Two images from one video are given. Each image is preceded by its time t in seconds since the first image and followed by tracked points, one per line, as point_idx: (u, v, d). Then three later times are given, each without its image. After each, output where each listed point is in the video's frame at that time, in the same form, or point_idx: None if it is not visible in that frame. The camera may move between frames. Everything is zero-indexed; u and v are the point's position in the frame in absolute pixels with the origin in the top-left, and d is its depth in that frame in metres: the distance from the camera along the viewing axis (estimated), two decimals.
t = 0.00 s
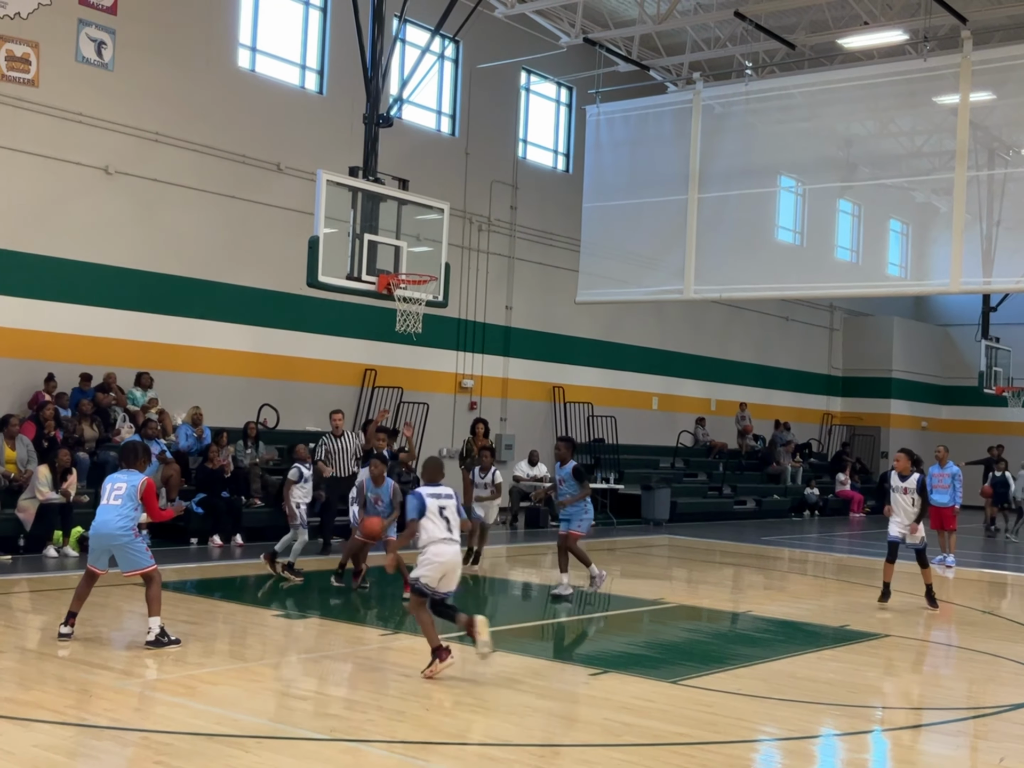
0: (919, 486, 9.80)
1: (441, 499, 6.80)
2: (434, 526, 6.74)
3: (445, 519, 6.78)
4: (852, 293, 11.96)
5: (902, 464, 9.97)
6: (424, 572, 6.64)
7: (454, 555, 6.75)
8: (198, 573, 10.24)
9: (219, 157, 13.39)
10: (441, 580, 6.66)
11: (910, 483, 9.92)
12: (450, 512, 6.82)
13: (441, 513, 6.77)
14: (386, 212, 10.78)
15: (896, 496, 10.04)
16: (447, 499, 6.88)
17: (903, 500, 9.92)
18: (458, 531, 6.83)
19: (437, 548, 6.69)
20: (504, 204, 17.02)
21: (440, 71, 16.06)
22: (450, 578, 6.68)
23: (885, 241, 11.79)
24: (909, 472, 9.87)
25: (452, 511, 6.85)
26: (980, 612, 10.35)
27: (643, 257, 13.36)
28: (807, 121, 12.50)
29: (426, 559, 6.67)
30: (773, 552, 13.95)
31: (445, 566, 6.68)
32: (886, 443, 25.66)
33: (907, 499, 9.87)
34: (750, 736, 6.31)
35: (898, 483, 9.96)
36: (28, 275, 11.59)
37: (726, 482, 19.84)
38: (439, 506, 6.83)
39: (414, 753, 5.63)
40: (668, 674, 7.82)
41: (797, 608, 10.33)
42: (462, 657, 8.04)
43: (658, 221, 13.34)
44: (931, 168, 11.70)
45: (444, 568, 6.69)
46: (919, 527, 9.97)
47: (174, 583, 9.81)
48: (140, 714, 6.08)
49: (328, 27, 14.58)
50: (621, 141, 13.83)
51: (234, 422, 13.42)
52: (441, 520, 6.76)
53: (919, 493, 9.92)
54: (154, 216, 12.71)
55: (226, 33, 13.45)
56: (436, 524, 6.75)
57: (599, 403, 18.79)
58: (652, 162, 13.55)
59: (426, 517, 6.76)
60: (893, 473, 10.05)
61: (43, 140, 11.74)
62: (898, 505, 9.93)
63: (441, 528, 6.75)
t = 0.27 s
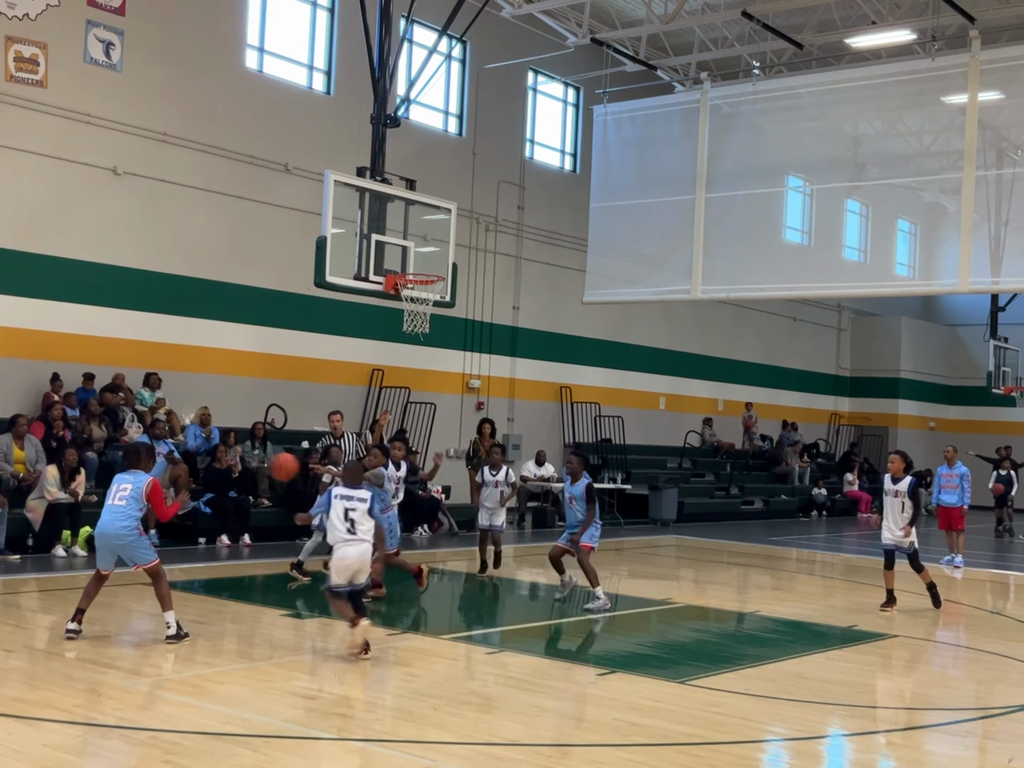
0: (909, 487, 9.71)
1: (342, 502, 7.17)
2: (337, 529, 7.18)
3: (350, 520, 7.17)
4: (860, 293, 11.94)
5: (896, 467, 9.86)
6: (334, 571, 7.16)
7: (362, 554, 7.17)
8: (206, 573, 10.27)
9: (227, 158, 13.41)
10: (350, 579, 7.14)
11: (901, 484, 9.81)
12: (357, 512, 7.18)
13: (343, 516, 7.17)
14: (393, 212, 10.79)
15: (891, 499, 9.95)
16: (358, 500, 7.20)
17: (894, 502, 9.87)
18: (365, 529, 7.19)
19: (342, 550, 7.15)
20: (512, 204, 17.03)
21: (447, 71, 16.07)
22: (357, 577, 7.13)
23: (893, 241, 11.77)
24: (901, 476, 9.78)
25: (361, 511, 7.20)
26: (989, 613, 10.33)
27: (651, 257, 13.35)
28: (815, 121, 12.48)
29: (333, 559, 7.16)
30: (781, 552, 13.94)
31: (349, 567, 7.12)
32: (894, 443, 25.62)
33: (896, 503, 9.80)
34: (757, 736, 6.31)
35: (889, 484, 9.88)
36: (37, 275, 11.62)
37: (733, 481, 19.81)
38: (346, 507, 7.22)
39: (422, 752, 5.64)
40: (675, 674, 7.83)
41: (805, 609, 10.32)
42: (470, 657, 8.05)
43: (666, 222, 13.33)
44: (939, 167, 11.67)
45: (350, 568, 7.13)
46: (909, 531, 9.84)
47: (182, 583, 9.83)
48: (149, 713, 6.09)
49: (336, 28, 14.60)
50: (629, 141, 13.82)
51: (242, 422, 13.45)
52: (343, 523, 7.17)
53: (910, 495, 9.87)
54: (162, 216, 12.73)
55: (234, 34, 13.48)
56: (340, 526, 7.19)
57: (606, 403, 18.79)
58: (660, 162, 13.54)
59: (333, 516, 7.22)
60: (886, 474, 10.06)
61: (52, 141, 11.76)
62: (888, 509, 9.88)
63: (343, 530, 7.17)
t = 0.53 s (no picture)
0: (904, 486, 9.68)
1: (235, 497, 7.26)
2: (234, 525, 7.26)
3: (244, 513, 7.27)
4: (868, 292, 11.92)
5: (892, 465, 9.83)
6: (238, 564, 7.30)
7: (264, 543, 7.31)
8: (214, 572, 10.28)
9: (234, 157, 13.42)
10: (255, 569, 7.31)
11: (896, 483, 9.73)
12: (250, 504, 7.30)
13: (239, 510, 7.26)
14: (401, 212, 10.78)
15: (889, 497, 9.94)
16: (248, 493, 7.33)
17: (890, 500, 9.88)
18: (263, 518, 7.31)
19: (244, 544, 7.28)
20: (519, 203, 17.02)
21: (455, 70, 16.07)
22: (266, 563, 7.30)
23: (901, 240, 11.75)
24: (895, 473, 9.85)
25: (253, 502, 7.32)
26: (998, 613, 10.30)
27: (659, 256, 13.34)
28: (824, 119, 12.46)
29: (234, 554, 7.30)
30: (789, 552, 13.91)
31: (256, 557, 7.28)
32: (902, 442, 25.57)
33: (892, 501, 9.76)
34: (765, 736, 6.30)
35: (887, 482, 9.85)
36: (44, 275, 11.64)
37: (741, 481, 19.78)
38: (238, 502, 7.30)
39: (430, 752, 5.64)
40: (683, 674, 7.81)
41: (814, 608, 10.30)
42: (477, 656, 8.04)
43: (673, 221, 13.31)
44: (947, 166, 11.64)
45: (254, 558, 7.28)
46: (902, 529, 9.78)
47: (190, 582, 9.83)
48: (157, 712, 6.10)
49: (343, 28, 14.60)
50: (636, 140, 13.81)
51: (250, 422, 13.46)
52: (240, 517, 7.26)
53: (904, 494, 9.88)
54: (169, 216, 12.75)
55: (242, 34, 13.49)
56: (237, 521, 7.27)
57: (614, 403, 18.77)
58: (667, 161, 13.52)
59: (227, 513, 7.27)
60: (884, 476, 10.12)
61: (59, 141, 11.78)
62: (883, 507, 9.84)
63: (240, 524, 7.25)
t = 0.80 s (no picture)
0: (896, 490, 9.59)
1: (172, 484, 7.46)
2: (168, 512, 7.45)
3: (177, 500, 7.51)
4: (877, 291, 11.90)
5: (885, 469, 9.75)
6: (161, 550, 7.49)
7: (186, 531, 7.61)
8: (223, 572, 10.29)
9: (242, 157, 13.44)
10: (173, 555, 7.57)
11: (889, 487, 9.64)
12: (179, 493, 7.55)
13: (174, 498, 7.48)
14: (409, 211, 10.79)
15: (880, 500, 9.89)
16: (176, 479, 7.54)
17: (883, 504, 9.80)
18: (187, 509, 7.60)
19: (172, 531, 7.50)
20: (527, 202, 17.02)
21: (462, 69, 16.08)
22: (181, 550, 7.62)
23: (911, 238, 11.73)
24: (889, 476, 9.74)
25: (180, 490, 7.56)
26: (1008, 612, 10.26)
27: (667, 255, 13.32)
28: (832, 117, 12.43)
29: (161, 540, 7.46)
30: (798, 552, 13.88)
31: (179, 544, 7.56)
32: (911, 442, 25.51)
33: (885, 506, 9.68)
34: (774, 736, 6.29)
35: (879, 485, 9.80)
36: (54, 275, 11.67)
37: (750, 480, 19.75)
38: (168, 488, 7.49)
39: (439, 751, 5.64)
40: (692, 673, 7.80)
41: (822, 608, 10.28)
42: (486, 656, 8.04)
43: (681, 220, 13.29)
44: (957, 164, 11.60)
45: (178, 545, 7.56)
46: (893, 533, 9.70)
47: (199, 581, 9.85)
48: (166, 711, 6.11)
49: (351, 27, 14.61)
50: (644, 139, 13.79)
51: (258, 422, 13.47)
52: (175, 504, 7.49)
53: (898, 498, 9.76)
54: (178, 216, 12.77)
55: (250, 34, 13.51)
56: (171, 508, 7.48)
57: (621, 402, 18.76)
58: (675, 160, 13.51)
59: (161, 500, 7.44)
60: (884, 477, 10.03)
61: (68, 140, 11.81)
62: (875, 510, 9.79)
63: (174, 511, 7.49)
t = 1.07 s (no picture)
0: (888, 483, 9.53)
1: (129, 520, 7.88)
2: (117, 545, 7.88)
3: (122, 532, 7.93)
4: (884, 290, 11.89)
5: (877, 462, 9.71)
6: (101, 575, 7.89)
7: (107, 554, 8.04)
8: (228, 571, 10.29)
9: (247, 157, 13.45)
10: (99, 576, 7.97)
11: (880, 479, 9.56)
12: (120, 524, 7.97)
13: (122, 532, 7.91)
14: (414, 210, 10.78)
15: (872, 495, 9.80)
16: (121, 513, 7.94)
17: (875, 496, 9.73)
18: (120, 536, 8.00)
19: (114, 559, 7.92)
20: (532, 201, 17.02)
21: (468, 68, 16.08)
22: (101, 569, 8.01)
23: (917, 237, 11.71)
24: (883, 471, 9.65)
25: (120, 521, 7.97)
26: (1014, 612, 10.24)
27: (672, 254, 13.32)
28: (838, 116, 12.42)
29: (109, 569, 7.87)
30: (803, 551, 13.86)
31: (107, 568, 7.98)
32: (917, 441, 25.48)
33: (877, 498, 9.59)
34: (780, 735, 6.27)
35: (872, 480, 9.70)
36: (60, 275, 11.69)
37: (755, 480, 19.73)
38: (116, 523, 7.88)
39: (444, 750, 5.64)
40: (697, 673, 7.79)
41: (827, 607, 10.27)
42: (491, 655, 8.04)
43: (687, 219, 13.28)
44: (962, 162, 11.58)
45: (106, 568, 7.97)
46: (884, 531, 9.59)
47: (205, 580, 9.86)
48: (172, 710, 6.12)
49: (356, 27, 14.62)
50: (650, 138, 13.79)
51: (263, 421, 13.48)
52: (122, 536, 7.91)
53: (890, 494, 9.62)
54: (184, 216, 12.79)
55: (255, 34, 13.53)
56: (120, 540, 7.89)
57: (627, 402, 18.75)
58: (681, 159, 13.49)
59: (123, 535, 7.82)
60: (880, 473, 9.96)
61: (74, 140, 11.83)
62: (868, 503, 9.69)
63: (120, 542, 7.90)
